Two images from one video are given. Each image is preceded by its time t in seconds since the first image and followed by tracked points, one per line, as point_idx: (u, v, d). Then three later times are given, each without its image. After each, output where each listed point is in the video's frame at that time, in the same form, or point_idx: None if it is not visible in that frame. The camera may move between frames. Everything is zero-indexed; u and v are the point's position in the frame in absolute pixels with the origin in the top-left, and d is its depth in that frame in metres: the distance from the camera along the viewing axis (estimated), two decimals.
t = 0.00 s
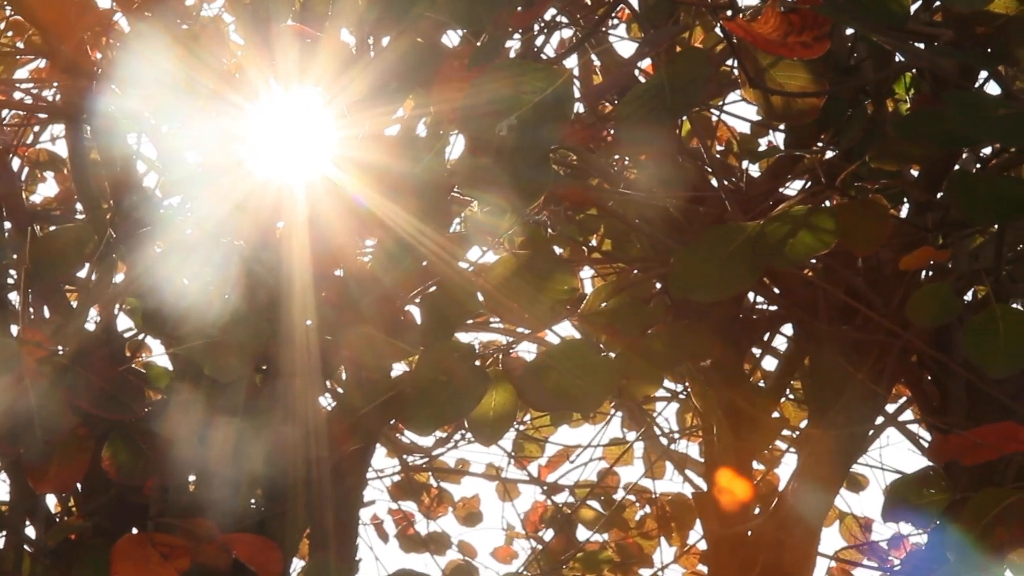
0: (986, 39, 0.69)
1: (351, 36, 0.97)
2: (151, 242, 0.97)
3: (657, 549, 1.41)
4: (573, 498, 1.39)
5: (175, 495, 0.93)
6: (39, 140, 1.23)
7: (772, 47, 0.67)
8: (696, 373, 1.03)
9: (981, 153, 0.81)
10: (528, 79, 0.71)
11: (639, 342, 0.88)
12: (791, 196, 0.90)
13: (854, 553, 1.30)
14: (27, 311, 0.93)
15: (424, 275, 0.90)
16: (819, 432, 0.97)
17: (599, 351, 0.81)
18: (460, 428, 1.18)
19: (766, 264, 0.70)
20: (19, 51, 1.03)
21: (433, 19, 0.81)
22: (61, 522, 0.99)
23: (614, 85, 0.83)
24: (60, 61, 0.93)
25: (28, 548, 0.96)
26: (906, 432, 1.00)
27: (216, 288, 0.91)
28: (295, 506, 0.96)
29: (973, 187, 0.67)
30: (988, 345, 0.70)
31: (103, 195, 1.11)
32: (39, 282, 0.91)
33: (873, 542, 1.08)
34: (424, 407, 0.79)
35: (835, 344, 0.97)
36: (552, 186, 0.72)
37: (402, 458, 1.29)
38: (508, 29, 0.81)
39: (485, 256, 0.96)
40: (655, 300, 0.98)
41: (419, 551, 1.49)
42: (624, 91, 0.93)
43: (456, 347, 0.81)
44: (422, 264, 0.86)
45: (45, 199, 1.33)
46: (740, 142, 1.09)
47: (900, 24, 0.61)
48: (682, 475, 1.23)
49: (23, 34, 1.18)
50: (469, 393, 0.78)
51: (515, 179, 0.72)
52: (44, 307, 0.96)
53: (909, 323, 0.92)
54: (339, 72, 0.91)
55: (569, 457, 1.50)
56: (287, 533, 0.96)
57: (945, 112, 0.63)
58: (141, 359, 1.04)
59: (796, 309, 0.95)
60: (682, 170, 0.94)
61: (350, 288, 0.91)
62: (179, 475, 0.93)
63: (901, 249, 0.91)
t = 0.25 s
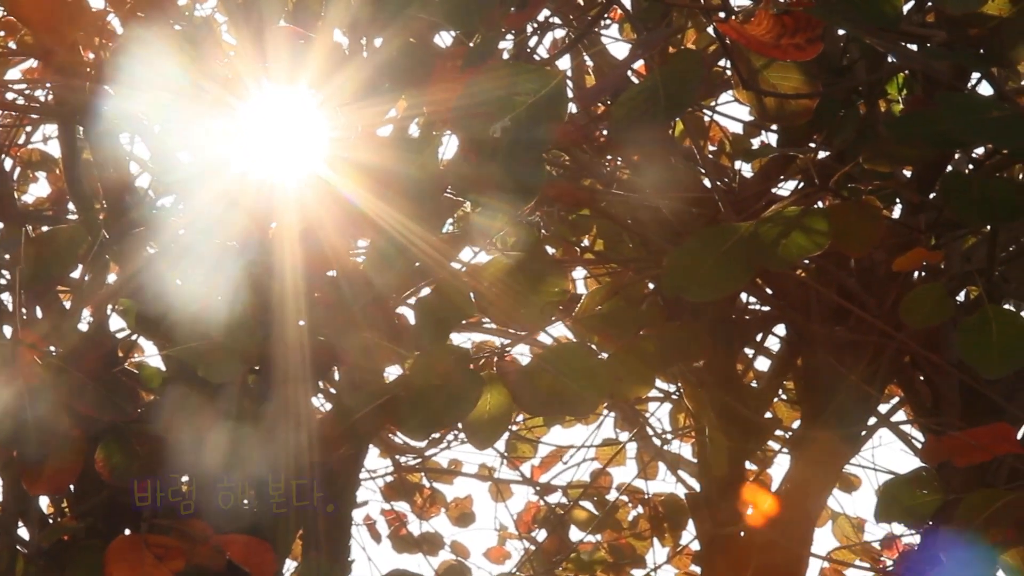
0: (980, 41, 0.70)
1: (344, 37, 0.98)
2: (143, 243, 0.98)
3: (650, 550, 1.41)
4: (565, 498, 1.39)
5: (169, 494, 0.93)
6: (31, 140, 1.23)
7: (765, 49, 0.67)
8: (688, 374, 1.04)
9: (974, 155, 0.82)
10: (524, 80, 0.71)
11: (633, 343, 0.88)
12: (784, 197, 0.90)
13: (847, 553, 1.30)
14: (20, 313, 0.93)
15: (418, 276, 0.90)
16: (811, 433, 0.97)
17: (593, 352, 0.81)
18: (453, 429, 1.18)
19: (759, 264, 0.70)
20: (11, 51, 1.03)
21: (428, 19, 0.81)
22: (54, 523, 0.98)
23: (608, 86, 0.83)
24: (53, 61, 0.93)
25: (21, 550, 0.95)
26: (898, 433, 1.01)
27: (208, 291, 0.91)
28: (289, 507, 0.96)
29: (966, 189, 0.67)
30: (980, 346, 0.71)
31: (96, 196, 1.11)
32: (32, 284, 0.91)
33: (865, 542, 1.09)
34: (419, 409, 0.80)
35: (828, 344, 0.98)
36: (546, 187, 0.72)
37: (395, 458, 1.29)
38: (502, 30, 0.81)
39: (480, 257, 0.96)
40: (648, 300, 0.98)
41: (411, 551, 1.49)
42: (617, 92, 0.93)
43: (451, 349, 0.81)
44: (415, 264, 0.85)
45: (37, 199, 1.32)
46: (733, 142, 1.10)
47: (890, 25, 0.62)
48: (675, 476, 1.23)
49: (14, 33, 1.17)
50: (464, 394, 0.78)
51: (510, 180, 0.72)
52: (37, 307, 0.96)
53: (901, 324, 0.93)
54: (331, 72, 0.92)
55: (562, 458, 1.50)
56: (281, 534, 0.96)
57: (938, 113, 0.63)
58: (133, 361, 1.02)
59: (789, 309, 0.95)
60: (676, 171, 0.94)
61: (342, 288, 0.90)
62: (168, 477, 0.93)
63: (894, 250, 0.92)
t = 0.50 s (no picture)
0: (973, 44, 0.70)
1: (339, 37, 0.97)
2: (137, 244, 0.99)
3: (643, 551, 1.41)
4: (559, 500, 1.39)
5: (169, 494, 0.93)
6: (23, 141, 1.22)
7: (759, 51, 0.67)
8: (682, 375, 1.04)
9: (967, 157, 0.82)
10: (518, 82, 0.71)
11: (627, 345, 0.88)
12: (778, 199, 0.90)
13: (839, 555, 1.30)
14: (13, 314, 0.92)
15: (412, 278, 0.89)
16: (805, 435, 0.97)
17: (587, 354, 0.82)
18: (447, 431, 1.18)
19: (753, 266, 0.71)
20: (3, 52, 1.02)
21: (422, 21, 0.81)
22: (47, 526, 0.98)
23: (602, 89, 0.83)
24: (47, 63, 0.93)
25: (14, 552, 0.95)
26: (891, 434, 1.01)
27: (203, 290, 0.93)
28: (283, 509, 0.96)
29: (960, 192, 0.67)
30: (973, 348, 0.71)
31: (91, 198, 1.11)
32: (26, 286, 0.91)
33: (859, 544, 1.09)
34: (413, 411, 0.80)
35: (821, 346, 0.98)
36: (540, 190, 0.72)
37: (388, 460, 1.29)
38: (496, 32, 0.81)
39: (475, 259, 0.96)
40: (642, 302, 0.98)
41: (404, 553, 1.49)
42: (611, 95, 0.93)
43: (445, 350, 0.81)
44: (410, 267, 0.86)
45: (29, 200, 1.32)
46: (726, 144, 1.10)
47: (885, 28, 0.61)
48: (668, 477, 1.23)
49: (6, 34, 1.17)
50: (459, 395, 0.78)
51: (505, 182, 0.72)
52: (30, 309, 0.96)
53: (895, 326, 0.93)
54: (325, 72, 0.90)
55: (556, 459, 1.50)
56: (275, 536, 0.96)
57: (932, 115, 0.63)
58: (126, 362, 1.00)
59: (782, 311, 0.96)
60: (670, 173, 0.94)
61: (334, 289, 0.89)
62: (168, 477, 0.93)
63: (887, 252, 0.92)
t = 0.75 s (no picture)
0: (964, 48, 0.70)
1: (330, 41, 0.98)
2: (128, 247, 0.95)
3: (636, 554, 1.41)
4: (552, 503, 1.39)
5: (169, 494, 0.89)
6: (16, 143, 1.22)
7: (751, 56, 0.67)
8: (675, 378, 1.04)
9: (959, 161, 0.82)
10: (512, 86, 0.71)
11: (620, 348, 0.88)
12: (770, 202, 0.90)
13: (831, 557, 1.30)
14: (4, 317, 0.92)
15: (405, 280, 0.89)
16: (798, 437, 0.97)
17: (580, 356, 0.82)
18: (439, 434, 1.18)
19: (747, 268, 0.70)
20: None
21: (414, 24, 0.82)
22: (38, 529, 0.97)
23: (595, 91, 0.83)
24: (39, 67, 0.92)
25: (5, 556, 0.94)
26: (884, 437, 1.01)
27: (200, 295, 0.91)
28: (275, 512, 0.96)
29: (952, 195, 0.67)
30: (964, 351, 0.71)
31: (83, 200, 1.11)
32: (17, 289, 0.90)
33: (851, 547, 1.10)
34: (406, 414, 0.79)
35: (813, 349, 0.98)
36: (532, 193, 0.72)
37: (381, 463, 1.28)
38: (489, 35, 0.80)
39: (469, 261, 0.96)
40: (635, 304, 0.98)
41: (397, 556, 1.49)
42: (604, 98, 0.93)
43: (438, 353, 0.80)
44: (401, 269, 0.86)
45: (21, 203, 1.31)
46: (718, 147, 1.10)
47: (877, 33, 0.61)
48: (661, 480, 1.23)
49: None
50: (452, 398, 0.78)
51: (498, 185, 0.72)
52: (21, 312, 0.95)
53: (887, 329, 0.93)
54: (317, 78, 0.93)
55: (548, 462, 1.50)
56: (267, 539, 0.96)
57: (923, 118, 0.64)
58: (118, 365, 1.01)
59: (775, 313, 0.96)
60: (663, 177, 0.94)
61: (329, 291, 0.91)
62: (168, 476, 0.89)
63: (880, 255, 0.92)
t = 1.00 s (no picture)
0: (958, 52, 0.70)
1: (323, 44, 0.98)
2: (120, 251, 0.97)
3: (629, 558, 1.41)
4: (544, 506, 1.39)
5: (169, 494, 0.92)
6: (7, 146, 1.21)
7: (745, 60, 0.66)
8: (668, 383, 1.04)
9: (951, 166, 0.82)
10: (505, 90, 0.71)
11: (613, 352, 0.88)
12: (763, 206, 0.90)
13: (824, 560, 1.31)
14: None
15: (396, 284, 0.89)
16: (790, 442, 0.98)
17: (573, 360, 0.82)
18: (431, 438, 1.18)
19: (739, 273, 0.70)
20: None
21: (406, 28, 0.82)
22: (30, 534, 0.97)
23: (588, 96, 0.83)
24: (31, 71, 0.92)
25: None
26: (876, 441, 1.02)
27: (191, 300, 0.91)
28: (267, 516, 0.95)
29: (944, 201, 0.67)
30: (957, 356, 0.71)
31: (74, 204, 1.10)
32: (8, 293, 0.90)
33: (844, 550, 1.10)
34: (399, 418, 0.79)
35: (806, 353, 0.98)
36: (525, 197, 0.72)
37: (373, 467, 1.28)
38: (481, 39, 0.80)
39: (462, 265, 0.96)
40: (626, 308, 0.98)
41: (389, 560, 1.48)
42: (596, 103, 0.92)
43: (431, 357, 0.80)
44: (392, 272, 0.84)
45: (11, 205, 1.31)
46: (711, 151, 1.10)
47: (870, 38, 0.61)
48: (654, 484, 1.23)
49: None
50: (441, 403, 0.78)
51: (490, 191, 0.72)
52: (12, 315, 0.95)
53: (879, 333, 0.93)
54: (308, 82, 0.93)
55: (541, 466, 1.50)
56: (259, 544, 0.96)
57: (916, 123, 0.64)
58: (109, 369, 1.03)
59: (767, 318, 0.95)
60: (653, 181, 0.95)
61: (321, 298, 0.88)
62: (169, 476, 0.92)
63: (872, 260, 0.92)
